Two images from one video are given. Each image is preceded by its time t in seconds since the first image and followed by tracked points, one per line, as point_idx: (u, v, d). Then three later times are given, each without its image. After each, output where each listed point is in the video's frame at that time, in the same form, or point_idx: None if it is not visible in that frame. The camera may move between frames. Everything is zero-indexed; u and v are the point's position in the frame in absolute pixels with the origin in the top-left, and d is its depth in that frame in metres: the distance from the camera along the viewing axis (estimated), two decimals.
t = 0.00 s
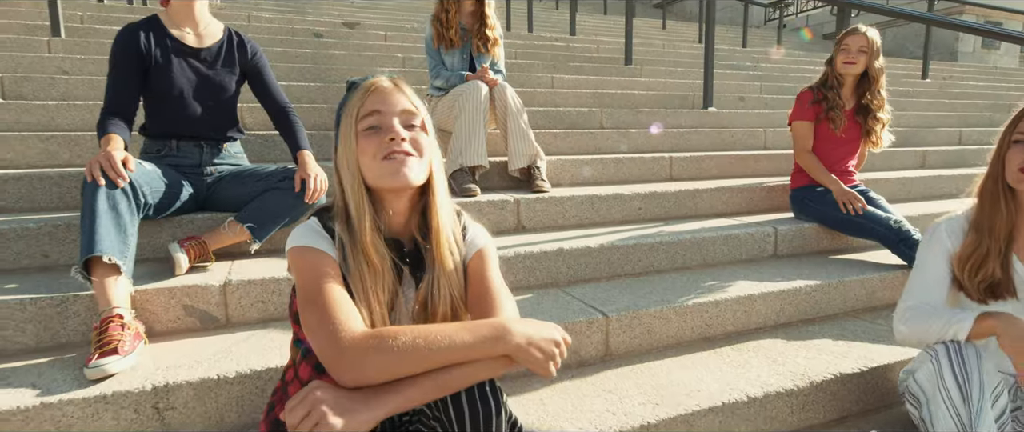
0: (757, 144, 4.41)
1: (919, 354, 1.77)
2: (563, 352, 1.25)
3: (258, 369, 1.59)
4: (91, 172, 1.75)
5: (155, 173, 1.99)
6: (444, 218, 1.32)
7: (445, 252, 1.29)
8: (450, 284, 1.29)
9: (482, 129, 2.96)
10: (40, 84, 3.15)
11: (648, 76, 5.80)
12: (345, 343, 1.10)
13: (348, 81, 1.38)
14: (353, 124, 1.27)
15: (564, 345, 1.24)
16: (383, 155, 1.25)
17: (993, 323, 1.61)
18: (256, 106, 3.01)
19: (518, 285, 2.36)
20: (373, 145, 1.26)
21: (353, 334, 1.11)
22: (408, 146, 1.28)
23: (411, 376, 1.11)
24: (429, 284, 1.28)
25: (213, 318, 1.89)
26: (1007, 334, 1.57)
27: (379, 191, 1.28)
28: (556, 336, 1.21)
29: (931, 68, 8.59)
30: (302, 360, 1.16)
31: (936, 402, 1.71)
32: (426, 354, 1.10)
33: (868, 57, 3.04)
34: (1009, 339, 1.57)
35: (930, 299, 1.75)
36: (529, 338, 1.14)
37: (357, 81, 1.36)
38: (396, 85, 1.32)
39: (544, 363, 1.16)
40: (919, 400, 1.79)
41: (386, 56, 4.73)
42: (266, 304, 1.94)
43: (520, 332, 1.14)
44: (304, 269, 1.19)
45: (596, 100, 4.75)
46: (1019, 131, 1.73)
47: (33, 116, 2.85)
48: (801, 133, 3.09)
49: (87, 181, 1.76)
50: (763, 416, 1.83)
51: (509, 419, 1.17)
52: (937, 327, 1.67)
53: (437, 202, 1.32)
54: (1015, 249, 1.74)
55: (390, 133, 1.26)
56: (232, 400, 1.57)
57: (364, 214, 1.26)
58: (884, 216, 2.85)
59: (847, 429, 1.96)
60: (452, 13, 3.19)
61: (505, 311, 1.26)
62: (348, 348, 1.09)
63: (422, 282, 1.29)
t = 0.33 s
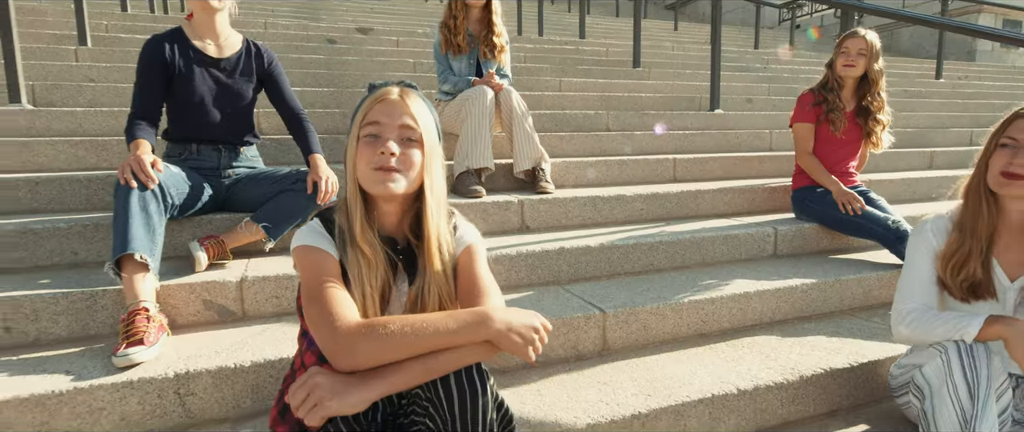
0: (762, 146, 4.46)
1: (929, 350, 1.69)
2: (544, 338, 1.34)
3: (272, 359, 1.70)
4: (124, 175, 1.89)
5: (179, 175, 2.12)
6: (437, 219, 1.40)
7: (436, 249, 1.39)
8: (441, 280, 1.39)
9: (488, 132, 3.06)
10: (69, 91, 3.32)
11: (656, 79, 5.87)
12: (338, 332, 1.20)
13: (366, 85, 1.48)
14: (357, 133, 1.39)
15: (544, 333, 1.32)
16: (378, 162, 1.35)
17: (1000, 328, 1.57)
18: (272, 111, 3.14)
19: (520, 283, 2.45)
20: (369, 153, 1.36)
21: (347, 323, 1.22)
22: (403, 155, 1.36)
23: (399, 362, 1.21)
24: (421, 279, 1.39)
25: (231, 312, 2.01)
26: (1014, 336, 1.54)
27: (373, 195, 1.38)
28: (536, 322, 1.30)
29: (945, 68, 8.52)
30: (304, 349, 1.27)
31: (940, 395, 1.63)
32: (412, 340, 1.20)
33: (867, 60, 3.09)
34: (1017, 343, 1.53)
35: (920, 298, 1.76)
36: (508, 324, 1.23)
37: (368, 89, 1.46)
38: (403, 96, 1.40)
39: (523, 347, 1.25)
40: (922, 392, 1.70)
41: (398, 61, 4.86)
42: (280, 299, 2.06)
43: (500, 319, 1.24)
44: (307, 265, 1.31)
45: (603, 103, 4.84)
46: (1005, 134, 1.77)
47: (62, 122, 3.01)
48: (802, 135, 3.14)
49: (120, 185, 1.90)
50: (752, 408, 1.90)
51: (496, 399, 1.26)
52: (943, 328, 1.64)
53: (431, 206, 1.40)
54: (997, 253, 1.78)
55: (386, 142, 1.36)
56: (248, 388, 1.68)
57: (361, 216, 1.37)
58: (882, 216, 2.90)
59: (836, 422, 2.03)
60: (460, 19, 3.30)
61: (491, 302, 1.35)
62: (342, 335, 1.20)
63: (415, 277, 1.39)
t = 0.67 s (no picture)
0: (770, 148, 4.51)
1: (909, 344, 1.76)
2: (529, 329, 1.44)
3: (285, 348, 1.83)
4: (163, 174, 2.09)
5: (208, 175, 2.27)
6: (434, 222, 1.52)
7: (433, 249, 1.50)
8: (437, 277, 1.51)
9: (495, 135, 3.18)
10: (101, 99, 3.52)
11: (666, 81, 5.94)
12: (340, 321, 1.33)
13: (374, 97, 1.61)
14: (361, 144, 1.51)
15: (529, 326, 1.42)
16: (379, 171, 1.47)
17: (979, 317, 1.63)
18: (290, 116, 3.29)
19: (523, 280, 2.56)
20: (372, 162, 1.48)
21: (348, 314, 1.34)
22: (403, 164, 1.48)
23: (394, 348, 1.33)
24: (419, 277, 1.51)
25: (249, 306, 2.14)
26: (991, 324, 1.60)
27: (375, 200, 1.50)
28: (520, 314, 1.40)
29: (965, 68, 8.42)
30: (311, 338, 1.40)
31: (918, 387, 1.70)
32: (405, 329, 1.32)
33: (867, 63, 3.14)
34: (993, 332, 1.59)
35: (901, 293, 1.82)
36: (493, 314, 1.34)
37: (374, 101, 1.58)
38: (404, 109, 1.52)
39: (507, 337, 1.36)
40: (902, 385, 1.77)
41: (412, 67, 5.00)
42: (295, 294, 2.19)
43: (486, 310, 1.35)
44: (313, 261, 1.44)
45: (612, 106, 4.92)
46: (989, 138, 1.79)
47: (95, 128, 3.20)
48: (803, 137, 3.20)
49: (159, 182, 2.10)
50: (742, 401, 1.97)
51: (485, 382, 1.38)
52: (925, 320, 1.70)
53: (429, 210, 1.51)
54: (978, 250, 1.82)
55: (387, 152, 1.48)
56: (263, 375, 1.81)
57: (365, 219, 1.49)
58: (882, 217, 2.97)
59: (826, 416, 2.09)
60: (468, 27, 3.42)
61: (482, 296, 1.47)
62: (343, 324, 1.33)
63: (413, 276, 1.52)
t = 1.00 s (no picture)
0: (769, 150, 4.59)
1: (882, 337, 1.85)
2: (514, 322, 1.56)
3: (293, 337, 1.95)
4: (196, 175, 2.23)
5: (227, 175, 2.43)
6: (431, 222, 1.63)
7: (429, 248, 1.62)
8: (432, 274, 1.63)
9: (496, 138, 3.29)
10: (120, 103, 3.68)
11: (669, 85, 6.02)
12: (342, 309, 1.45)
13: (372, 106, 1.72)
14: (362, 152, 1.62)
15: (513, 319, 1.54)
16: (379, 177, 1.58)
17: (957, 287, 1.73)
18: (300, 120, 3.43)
19: (520, 276, 2.67)
20: (372, 169, 1.59)
21: (347, 303, 1.46)
22: (401, 170, 1.59)
23: (389, 335, 1.45)
24: (416, 273, 1.62)
25: (260, 299, 2.27)
26: (972, 292, 1.71)
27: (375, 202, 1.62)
28: (505, 308, 1.52)
29: (972, 71, 8.42)
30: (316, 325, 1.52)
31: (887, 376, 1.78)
32: (399, 317, 1.44)
33: (858, 68, 3.22)
34: (975, 298, 1.71)
35: (879, 287, 1.89)
36: (480, 306, 1.46)
37: (372, 111, 1.69)
38: (401, 118, 1.63)
39: (493, 328, 1.47)
40: (873, 375, 1.86)
41: (419, 71, 5.13)
42: (303, 288, 2.32)
43: (474, 302, 1.46)
44: (318, 259, 1.55)
45: (614, 109, 5.02)
46: (959, 141, 1.82)
47: (115, 131, 3.36)
48: (796, 140, 3.29)
49: (192, 183, 2.24)
50: (726, 391, 2.06)
51: (471, 368, 1.49)
52: (903, 311, 1.79)
53: (425, 211, 1.63)
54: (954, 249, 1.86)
55: (387, 160, 1.59)
56: (272, 362, 1.93)
57: (365, 220, 1.60)
58: (872, 218, 3.05)
59: (808, 407, 2.17)
60: (471, 33, 3.54)
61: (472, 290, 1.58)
62: (342, 312, 1.45)
63: (410, 272, 1.63)
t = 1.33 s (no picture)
0: (762, 152, 4.70)
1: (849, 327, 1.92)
2: (499, 310, 1.69)
3: (297, 326, 2.09)
4: (205, 174, 2.37)
5: (236, 175, 2.58)
6: (425, 218, 1.77)
7: (424, 242, 1.75)
8: (426, 265, 1.77)
9: (494, 139, 3.42)
10: (134, 106, 3.84)
11: (668, 87, 6.14)
12: (343, 294, 1.59)
13: (371, 110, 1.85)
14: (362, 153, 1.75)
15: (499, 305, 1.67)
16: (379, 176, 1.71)
17: (911, 308, 1.78)
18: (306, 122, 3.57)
19: (514, 271, 2.80)
20: (373, 168, 1.72)
21: (348, 288, 1.60)
22: (398, 170, 1.73)
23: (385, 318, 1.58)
24: (410, 264, 1.76)
25: (267, 291, 2.41)
26: (920, 315, 1.75)
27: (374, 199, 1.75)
28: (492, 295, 1.65)
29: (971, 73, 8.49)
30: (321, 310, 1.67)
31: (852, 364, 1.86)
32: (394, 302, 1.57)
33: (844, 73, 3.34)
34: (920, 322, 1.76)
35: (845, 286, 1.94)
36: (468, 293, 1.59)
37: (373, 114, 1.83)
38: (401, 123, 1.76)
39: (480, 312, 1.61)
40: (840, 361, 1.93)
41: (422, 74, 5.28)
42: (308, 281, 2.46)
43: (463, 289, 1.60)
44: (322, 249, 1.69)
45: (612, 111, 5.15)
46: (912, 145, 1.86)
47: (129, 132, 3.51)
48: (783, 142, 3.41)
49: (201, 182, 2.38)
50: (704, 379, 2.18)
51: (462, 349, 1.62)
52: (869, 310, 1.84)
53: (420, 208, 1.76)
54: (916, 247, 1.90)
55: (387, 161, 1.73)
56: (279, 349, 2.07)
57: (364, 215, 1.73)
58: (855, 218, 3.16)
59: (784, 396, 2.29)
60: (469, 38, 3.68)
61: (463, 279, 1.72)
62: (343, 296, 1.59)
63: (405, 263, 1.76)
